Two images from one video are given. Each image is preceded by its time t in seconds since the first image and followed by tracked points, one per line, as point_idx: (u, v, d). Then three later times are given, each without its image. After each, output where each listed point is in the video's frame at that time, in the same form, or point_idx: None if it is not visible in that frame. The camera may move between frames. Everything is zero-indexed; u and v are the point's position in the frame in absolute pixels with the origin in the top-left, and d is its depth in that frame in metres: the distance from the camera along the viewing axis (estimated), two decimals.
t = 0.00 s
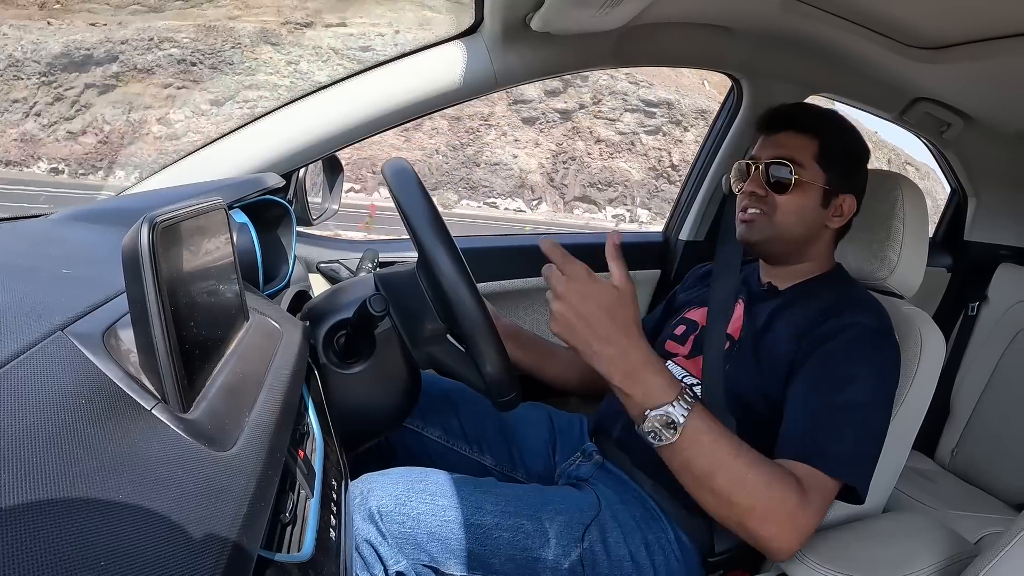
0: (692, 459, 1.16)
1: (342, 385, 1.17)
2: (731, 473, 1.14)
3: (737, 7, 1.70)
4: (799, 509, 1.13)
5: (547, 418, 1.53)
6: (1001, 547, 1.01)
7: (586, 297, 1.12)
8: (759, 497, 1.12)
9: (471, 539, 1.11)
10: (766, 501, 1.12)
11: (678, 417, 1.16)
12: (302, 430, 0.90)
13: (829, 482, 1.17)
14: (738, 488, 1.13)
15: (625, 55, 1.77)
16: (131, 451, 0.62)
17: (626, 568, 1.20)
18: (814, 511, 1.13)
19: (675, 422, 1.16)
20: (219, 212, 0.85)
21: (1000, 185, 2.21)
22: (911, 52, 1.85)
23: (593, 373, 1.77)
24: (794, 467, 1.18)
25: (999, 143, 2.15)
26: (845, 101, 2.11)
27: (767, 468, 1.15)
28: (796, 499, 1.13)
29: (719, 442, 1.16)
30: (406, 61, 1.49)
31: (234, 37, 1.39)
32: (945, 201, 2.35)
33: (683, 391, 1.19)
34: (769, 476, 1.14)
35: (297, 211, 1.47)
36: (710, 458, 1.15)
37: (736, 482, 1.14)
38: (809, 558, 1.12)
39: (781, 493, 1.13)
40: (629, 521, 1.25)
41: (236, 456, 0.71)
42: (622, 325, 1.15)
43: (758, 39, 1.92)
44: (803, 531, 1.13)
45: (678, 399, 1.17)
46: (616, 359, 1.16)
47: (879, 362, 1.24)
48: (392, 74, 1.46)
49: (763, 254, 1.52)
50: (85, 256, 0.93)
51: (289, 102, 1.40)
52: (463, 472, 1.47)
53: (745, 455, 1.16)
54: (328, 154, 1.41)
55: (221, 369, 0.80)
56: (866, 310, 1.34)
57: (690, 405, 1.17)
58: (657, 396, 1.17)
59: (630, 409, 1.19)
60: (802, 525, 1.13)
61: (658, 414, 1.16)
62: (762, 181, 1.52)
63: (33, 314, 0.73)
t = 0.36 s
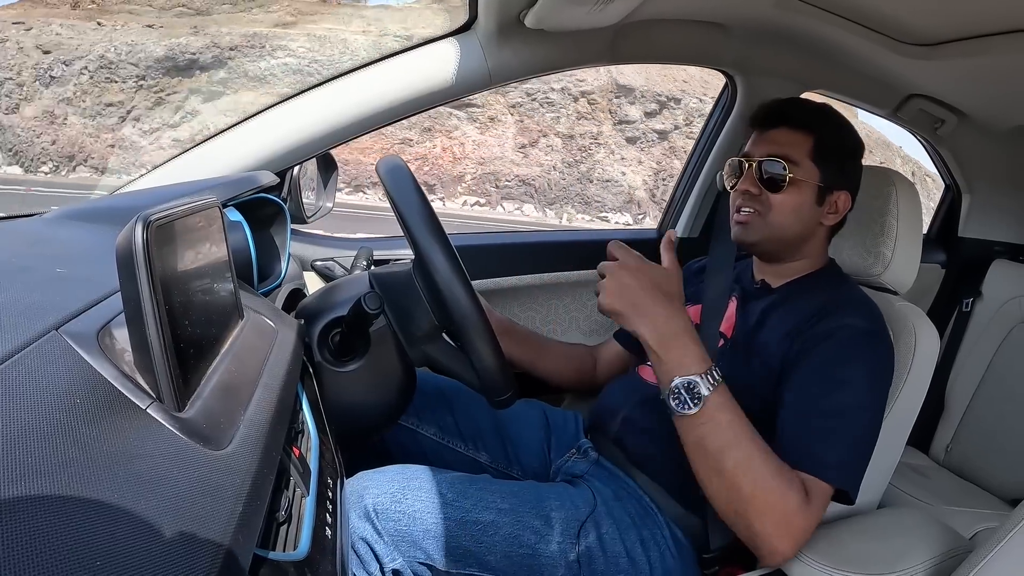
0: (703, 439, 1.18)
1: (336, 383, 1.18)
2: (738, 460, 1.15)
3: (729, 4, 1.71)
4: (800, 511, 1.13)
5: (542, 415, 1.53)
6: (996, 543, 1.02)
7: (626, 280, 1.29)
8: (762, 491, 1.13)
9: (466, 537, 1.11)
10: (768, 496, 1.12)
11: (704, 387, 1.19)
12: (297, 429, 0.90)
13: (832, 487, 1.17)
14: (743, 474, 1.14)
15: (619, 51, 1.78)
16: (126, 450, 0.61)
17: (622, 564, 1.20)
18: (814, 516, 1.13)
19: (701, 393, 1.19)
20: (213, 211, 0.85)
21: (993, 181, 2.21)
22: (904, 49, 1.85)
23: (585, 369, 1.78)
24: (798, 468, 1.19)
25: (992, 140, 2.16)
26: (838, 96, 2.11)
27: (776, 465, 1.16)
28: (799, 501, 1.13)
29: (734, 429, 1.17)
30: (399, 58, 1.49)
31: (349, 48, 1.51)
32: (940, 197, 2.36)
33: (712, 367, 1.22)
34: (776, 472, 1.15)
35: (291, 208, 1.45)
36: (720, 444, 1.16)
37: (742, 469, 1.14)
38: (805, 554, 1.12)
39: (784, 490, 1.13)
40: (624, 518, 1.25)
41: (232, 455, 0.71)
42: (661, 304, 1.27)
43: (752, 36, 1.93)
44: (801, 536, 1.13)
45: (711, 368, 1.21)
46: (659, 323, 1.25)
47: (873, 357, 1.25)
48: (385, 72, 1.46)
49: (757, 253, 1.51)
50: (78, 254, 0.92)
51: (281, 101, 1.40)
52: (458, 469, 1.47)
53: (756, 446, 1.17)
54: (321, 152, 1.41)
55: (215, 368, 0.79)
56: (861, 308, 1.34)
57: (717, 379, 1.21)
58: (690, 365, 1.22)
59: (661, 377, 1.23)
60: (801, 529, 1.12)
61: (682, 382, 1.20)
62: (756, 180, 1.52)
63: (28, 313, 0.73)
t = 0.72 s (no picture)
0: (727, 442, 1.14)
1: (332, 381, 1.17)
2: (764, 459, 1.12)
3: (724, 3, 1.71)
4: (824, 505, 1.11)
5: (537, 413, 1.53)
6: (991, 541, 1.02)
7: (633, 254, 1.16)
8: (789, 489, 1.10)
9: (462, 534, 1.11)
10: (795, 494, 1.10)
11: (724, 386, 1.14)
12: (292, 426, 0.90)
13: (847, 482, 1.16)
14: (769, 475, 1.11)
15: (615, 49, 1.78)
16: (121, 449, 0.61)
17: (617, 562, 1.20)
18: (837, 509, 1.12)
19: (723, 391, 1.14)
20: (208, 208, 0.85)
21: (988, 179, 2.22)
22: (900, 48, 1.85)
23: (579, 364, 1.77)
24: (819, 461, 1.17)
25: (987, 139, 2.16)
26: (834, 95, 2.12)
27: (800, 460, 1.14)
28: (822, 493, 1.12)
29: (759, 429, 1.14)
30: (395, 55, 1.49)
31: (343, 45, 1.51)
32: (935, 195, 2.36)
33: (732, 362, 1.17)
34: (799, 469, 1.12)
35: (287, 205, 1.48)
36: (746, 445, 1.13)
37: (767, 467, 1.11)
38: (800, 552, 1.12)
39: (807, 486, 1.11)
40: (619, 515, 1.25)
41: (227, 453, 0.70)
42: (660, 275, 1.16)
43: (747, 35, 1.93)
44: (823, 530, 1.12)
45: (728, 368, 1.15)
46: (672, 319, 1.16)
47: (868, 356, 1.25)
48: (379, 70, 1.45)
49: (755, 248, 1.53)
50: (73, 251, 0.92)
51: (270, 100, 1.39)
52: (453, 466, 1.48)
53: (779, 443, 1.14)
54: (313, 150, 1.40)
55: (211, 365, 0.79)
56: (855, 307, 1.35)
57: (737, 377, 1.16)
58: (708, 363, 1.15)
59: (678, 377, 1.18)
60: (824, 523, 1.12)
61: (705, 383, 1.14)
62: (766, 174, 1.53)
63: (24, 310, 0.73)
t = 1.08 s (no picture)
0: (697, 421, 1.15)
1: (325, 382, 1.16)
2: (735, 442, 1.13)
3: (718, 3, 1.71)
4: (798, 495, 1.12)
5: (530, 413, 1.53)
6: (983, 540, 1.02)
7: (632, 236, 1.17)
8: (762, 476, 1.11)
9: (456, 535, 1.11)
10: (768, 481, 1.11)
11: (690, 370, 1.15)
12: (286, 427, 0.90)
13: (823, 476, 1.16)
14: (740, 460, 1.12)
15: (608, 50, 1.78)
16: (114, 450, 0.61)
17: (611, 562, 1.20)
18: (811, 500, 1.13)
19: (688, 374, 1.15)
20: (202, 209, 0.84)
21: (980, 180, 2.23)
22: (894, 50, 1.86)
23: (581, 366, 1.77)
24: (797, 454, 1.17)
25: (980, 139, 2.17)
26: (827, 95, 2.13)
27: (773, 447, 1.14)
28: (795, 483, 1.13)
29: (731, 411, 1.15)
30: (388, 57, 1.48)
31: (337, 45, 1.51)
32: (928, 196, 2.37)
33: (705, 345, 1.17)
34: (775, 456, 1.13)
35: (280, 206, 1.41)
36: (716, 425, 1.14)
37: (737, 452, 1.12)
38: (793, 552, 1.13)
39: (782, 474, 1.12)
40: (613, 515, 1.25)
41: (221, 454, 0.70)
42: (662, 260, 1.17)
43: (740, 35, 1.94)
44: (797, 521, 1.12)
45: (700, 348, 1.16)
46: (638, 295, 1.16)
47: (862, 357, 1.25)
48: (372, 71, 1.45)
49: (754, 249, 1.51)
50: (64, 252, 0.92)
51: (265, 101, 1.39)
52: (448, 467, 1.48)
53: (754, 427, 1.15)
54: (307, 152, 1.40)
55: (204, 367, 0.79)
56: (849, 308, 1.35)
57: (710, 356, 1.16)
58: (678, 344, 1.16)
59: (649, 352, 1.19)
60: (798, 511, 1.12)
61: (673, 360, 1.15)
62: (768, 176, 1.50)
63: (16, 311, 0.73)
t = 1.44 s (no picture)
0: (645, 471, 1.16)
1: (322, 381, 1.17)
2: (686, 482, 1.14)
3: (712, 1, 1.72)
4: (756, 509, 1.15)
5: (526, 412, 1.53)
6: (981, 536, 1.03)
7: (553, 307, 1.05)
8: (718, 504, 1.13)
9: (454, 533, 1.11)
10: (724, 507, 1.13)
11: (631, 439, 1.15)
12: (283, 427, 0.90)
13: (784, 480, 1.18)
14: (692, 500, 1.14)
15: (603, 48, 1.79)
16: (110, 451, 0.61)
17: (609, 559, 1.20)
18: (770, 512, 1.16)
19: (628, 444, 1.15)
20: (197, 210, 0.84)
21: (975, 176, 2.23)
22: (888, 47, 1.86)
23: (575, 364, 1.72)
24: (754, 469, 1.19)
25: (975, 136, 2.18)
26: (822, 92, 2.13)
27: (725, 475, 1.16)
28: (753, 501, 1.15)
29: (674, 456, 1.16)
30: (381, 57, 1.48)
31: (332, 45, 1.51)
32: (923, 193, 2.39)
33: (644, 409, 1.17)
34: (726, 483, 1.15)
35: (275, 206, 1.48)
36: (663, 471, 1.15)
37: (690, 493, 1.14)
38: (791, 549, 1.13)
39: (737, 496, 1.14)
40: (610, 511, 1.26)
41: (219, 455, 0.70)
42: (586, 338, 1.09)
43: (735, 32, 1.94)
44: (761, 528, 1.16)
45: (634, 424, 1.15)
46: (571, 375, 1.13)
47: (858, 353, 1.26)
48: (367, 70, 1.45)
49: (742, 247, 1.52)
50: (59, 254, 0.92)
51: (262, 101, 1.39)
52: (445, 465, 1.48)
53: (700, 462, 1.16)
54: (302, 152, 1.40)
55: (201, 367, 0.79)
56: (844, 305, 1.36)
57: (648, 421, 1.16)
58: (616, 417, 1.15)
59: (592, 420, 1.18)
60: (758, 525, 1.16)
61: (611, 434, 1.15)
62: (752, 175, 1.51)
63: (12, 314, 0.73)
